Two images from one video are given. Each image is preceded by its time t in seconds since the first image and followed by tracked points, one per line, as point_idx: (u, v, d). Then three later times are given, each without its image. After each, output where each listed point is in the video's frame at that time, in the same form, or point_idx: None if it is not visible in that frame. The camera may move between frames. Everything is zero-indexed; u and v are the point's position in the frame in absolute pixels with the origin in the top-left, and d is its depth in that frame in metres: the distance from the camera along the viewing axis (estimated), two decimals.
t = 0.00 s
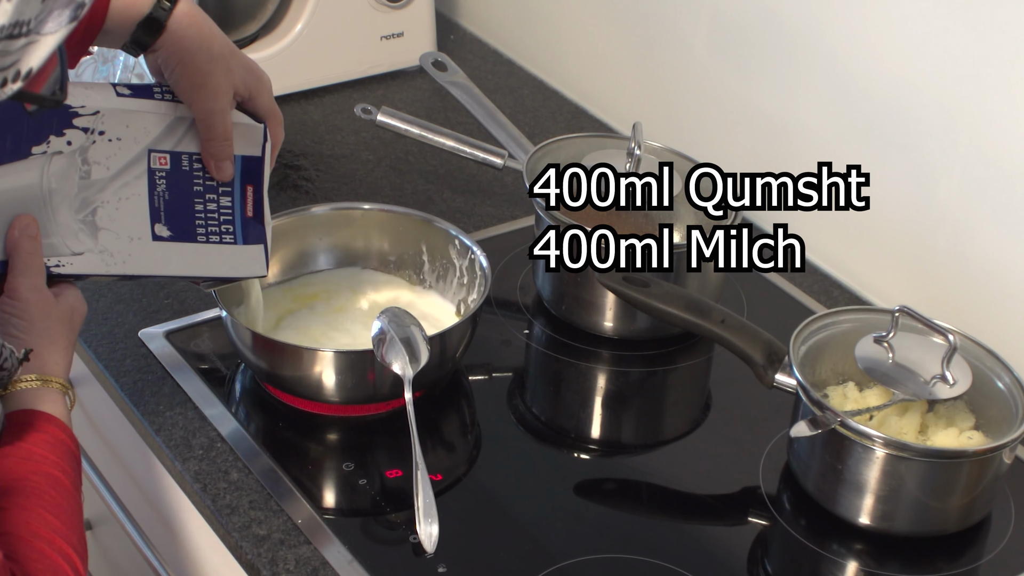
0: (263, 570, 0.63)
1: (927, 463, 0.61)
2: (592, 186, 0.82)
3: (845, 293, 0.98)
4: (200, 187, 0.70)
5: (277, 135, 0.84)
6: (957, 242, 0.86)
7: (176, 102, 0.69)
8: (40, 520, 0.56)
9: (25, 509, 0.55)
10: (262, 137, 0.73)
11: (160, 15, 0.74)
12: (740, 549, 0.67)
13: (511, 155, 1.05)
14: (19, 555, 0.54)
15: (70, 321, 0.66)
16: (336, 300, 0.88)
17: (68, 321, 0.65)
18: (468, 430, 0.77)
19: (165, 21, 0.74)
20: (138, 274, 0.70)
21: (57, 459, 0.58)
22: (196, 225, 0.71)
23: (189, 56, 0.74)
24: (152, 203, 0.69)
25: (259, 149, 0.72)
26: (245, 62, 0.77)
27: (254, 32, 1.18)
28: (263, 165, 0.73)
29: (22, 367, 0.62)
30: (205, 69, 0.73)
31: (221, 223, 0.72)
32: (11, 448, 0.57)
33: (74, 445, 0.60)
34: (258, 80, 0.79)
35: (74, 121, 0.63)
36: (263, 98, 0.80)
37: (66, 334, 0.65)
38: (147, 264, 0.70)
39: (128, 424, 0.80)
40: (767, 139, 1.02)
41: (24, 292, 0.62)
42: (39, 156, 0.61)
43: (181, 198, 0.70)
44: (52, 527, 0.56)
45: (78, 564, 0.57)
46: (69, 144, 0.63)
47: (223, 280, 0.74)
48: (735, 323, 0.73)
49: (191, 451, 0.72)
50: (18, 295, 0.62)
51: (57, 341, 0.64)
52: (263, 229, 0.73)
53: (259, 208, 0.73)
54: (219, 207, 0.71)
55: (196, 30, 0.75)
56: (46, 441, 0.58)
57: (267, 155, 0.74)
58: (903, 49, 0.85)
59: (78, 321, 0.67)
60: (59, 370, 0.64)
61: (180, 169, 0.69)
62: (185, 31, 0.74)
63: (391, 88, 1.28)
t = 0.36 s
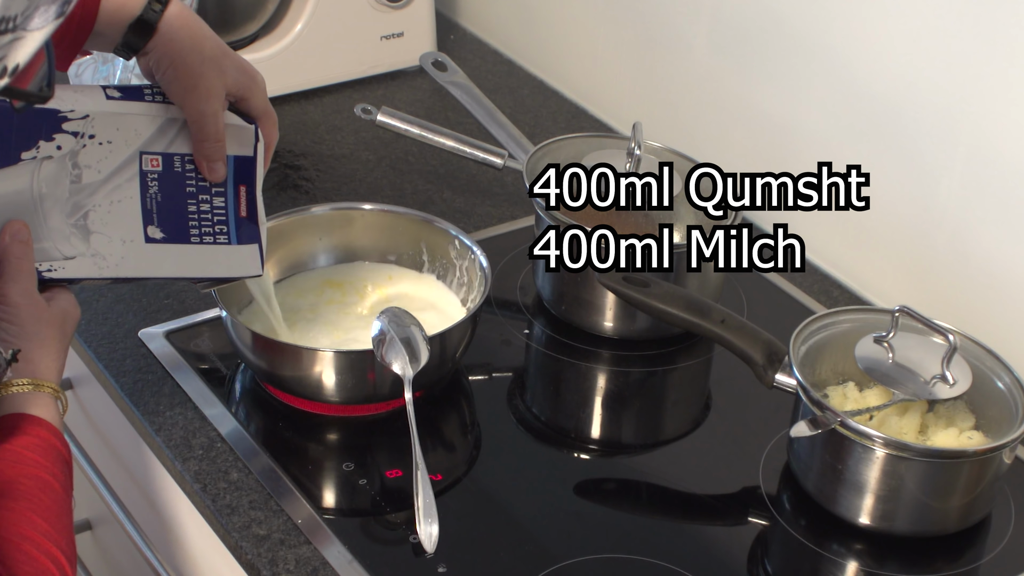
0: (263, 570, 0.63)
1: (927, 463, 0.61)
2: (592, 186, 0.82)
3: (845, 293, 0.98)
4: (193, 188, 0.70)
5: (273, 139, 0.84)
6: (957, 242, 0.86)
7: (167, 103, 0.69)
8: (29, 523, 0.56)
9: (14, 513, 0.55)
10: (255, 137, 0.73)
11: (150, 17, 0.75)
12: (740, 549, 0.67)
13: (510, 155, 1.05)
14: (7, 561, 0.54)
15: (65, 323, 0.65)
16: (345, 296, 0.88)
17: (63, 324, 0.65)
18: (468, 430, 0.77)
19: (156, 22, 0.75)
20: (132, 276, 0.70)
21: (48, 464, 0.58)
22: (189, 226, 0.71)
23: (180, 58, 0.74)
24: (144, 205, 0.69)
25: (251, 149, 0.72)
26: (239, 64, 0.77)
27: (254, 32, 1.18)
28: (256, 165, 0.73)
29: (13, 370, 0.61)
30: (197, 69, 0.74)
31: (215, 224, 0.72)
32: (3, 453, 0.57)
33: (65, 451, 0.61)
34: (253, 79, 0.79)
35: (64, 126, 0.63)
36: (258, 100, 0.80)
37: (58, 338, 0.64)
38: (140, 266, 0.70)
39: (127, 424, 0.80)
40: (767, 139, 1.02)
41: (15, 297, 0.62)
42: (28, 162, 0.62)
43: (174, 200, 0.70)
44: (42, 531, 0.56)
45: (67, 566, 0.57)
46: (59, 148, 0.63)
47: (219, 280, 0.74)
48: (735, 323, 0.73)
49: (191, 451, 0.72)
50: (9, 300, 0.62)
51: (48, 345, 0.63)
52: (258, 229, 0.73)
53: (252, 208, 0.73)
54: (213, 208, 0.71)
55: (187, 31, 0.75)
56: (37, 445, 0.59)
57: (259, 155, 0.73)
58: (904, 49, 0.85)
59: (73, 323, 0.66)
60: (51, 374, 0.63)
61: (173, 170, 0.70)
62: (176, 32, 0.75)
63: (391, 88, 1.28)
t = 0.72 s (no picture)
0: (263, 570, 0.63)
1: (927, 463, 0.61)
2: (592, 186, 0.82)
3: (845, 293, 0.98)
4: (180, 189, 0.71)
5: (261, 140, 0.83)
6: (957, 243, 0.86)
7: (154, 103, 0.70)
8: (13, 525, 0.55)
9: None
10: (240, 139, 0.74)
11: (137, 18, 0.75)
12: (741, 549, 0.67)
13: (510, 155, 1.05)
14: None
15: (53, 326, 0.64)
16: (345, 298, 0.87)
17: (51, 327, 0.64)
18: (468, 430, 0.77)
19: (141, 24, 0.75)
20: (119, 277, 0.70)
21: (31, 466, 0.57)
22: (176, 226, 0.71)
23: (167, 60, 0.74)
24: (130, 206, 0.69)
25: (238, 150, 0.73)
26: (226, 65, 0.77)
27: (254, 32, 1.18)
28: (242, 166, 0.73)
29: None
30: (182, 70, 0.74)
31: (202, 224, 0.72)
32: None
33: (48, 453, 0.59)
34: (241, 81, 0.79)
35: (49, 127, 0.65)
36: (244, 100, 0.80)
37: (44, 341, 0.63)
38: (127, 267, 0.70)
39: (127, 424, 0.80)
40: (766, 139, 1.02)
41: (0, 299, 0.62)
42: (14, 163, 0.63)
43: (160, 200, 0.70)
44: (26, 533, 0.55)
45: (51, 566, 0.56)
46: (44, 149, 0.65)
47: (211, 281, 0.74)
48: (736, 323, 0.73)
49: (191, 451, 0.72)
50: None
51: (34, 347, 0.62)
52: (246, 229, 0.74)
53: (239, 208, 0.73)
54: (200, 209, 0.72)
55: (172, 32, 0.75)
56: (17, 446, 0.57)
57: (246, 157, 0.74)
58: (905, 49, 0.85)
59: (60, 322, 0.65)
60: (37, 376, 0.61)
61: (159, 171, 0.70)
62: (161, 33, 0.75)
63: (391, 88, 1.28)
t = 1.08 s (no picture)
0: (263, 570, 0.63)
1: (927, 463, 0.61)
2: (592, 186, 0.82)
3: (844, 293, 0.98)
4: (183, 160, 0.70)
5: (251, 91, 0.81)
6: (957, 242, 0.86)
7: (132, 83, 0.68)
8: (13, 541, 0.54)
9: None
10: (228, 92, 0.71)
11: None
12: (741, 549, 0.67)
13: (510, 155, 1.05)
14: None
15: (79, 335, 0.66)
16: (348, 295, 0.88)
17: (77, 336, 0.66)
18: (468, 430, 0.77)
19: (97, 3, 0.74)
20: (140, 264, 0.70)
21: (41, 478, 0.58)
22: (188, 198, 0.70)
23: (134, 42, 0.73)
24: (138, 189, 0.68)
25: (230, 105, 0.71)
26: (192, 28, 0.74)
27: (253, 32, 1.18)
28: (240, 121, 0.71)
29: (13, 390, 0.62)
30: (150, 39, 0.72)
31: (214, 189, 0.71)
32: None
33: (63, 465, 0.60)
34: (212, 35, 0.77)
35: (33, 134, 0.63)
36: (221, 54, 0.78)
37: (66, 350, 0.64)
38: (148, 250, 0.70)
39: (127, 424, 0.80)
40: (766, 139, 1.02)
41: (17, 315, 0.64)
42: (7, 180, 0.63)
43: (167, 178, 0.69)
44: (26, 550, 0.55)
45: None
46: (34, 158, 0.64)
47: (235, 241, 0.73)
48: (736, 323, 0.73)
49: (191, 451, 0.72)
50: (11, 318, 0.63)
51: (52, 358, 0.63)
52: (257, 179, 0.72)
53: (246, 164, 0.71)
54: (208, 175, 0.70)
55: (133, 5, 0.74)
56: (25, 458, 0.58)
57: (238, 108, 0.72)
58: (905, 49, 0.85)
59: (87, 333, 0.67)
60: (56, 386, 0.63)
61: (158, 148, 0.68)
62: (122, 10, 0.74)
63: (391, 88, 1.28)
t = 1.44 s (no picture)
0: (263, 570, 0.63)
1: (927, 464, 0.61)
2: (592, 186, 0.82)
3: (844, 293, 0.98)
4: (173, 114, 0.62)
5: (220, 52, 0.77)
6: (957, 242, 0.86)
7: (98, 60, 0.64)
8: (9, 532, 0.51)
9: None
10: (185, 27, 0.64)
11: None
12: (740, 549, 0.67)
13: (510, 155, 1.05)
14: None
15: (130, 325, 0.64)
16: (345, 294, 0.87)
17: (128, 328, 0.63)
18: (468, 430, 0.77)
19: None
20: (173, 231, 0.63)
21: (68, 479, 0.54)
22: (189, 148, 0.61)
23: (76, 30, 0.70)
24: (141, 161, 0.62)
25: (191, 40, 0.63)
26: None
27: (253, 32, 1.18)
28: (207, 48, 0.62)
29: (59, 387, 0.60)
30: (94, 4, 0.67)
31: (209, 126, 0.61)
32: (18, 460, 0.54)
33: (99, 470, 0.56)
34: None
35: (22, 157, 0.62)
36: None
37: (110, 349, 0.61)
38: (175, 214, 0.62)
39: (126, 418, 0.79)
40: (767, 139, 1.02)
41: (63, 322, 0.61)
42: (18, 208, 0.62)
43: (163, 138, 0.62)
44: (19, 543, 0.51)
45: None
46: (33, 176, 0.62)
47: (257, 168, 0.62)
48: (736, 323, 0.73)
49: (191, 451, 0.72)
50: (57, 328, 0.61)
51: (96, 356, 0.60)
52: (242, 94, 0.61)
53: (227, 85, 0.62)
54: (200, 116, 0.62)
55: None
56: (52, 455, 0.55)
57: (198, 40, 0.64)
58: (904, 49, 0.85)
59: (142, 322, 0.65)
60: (102, 382, 0.60)
61: (146, 115, 0.62)
62: None
63: (391, 88, 1.28)
